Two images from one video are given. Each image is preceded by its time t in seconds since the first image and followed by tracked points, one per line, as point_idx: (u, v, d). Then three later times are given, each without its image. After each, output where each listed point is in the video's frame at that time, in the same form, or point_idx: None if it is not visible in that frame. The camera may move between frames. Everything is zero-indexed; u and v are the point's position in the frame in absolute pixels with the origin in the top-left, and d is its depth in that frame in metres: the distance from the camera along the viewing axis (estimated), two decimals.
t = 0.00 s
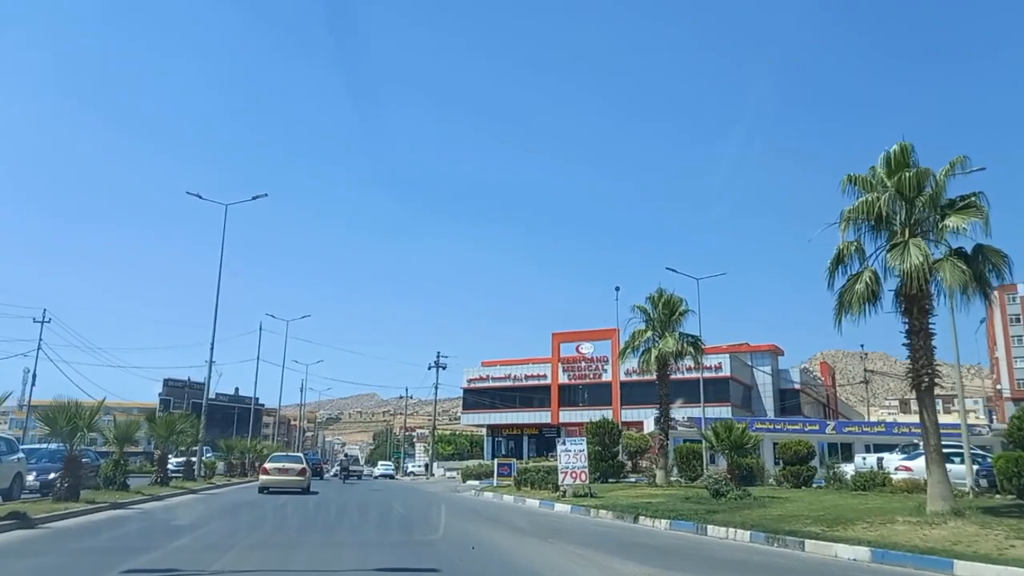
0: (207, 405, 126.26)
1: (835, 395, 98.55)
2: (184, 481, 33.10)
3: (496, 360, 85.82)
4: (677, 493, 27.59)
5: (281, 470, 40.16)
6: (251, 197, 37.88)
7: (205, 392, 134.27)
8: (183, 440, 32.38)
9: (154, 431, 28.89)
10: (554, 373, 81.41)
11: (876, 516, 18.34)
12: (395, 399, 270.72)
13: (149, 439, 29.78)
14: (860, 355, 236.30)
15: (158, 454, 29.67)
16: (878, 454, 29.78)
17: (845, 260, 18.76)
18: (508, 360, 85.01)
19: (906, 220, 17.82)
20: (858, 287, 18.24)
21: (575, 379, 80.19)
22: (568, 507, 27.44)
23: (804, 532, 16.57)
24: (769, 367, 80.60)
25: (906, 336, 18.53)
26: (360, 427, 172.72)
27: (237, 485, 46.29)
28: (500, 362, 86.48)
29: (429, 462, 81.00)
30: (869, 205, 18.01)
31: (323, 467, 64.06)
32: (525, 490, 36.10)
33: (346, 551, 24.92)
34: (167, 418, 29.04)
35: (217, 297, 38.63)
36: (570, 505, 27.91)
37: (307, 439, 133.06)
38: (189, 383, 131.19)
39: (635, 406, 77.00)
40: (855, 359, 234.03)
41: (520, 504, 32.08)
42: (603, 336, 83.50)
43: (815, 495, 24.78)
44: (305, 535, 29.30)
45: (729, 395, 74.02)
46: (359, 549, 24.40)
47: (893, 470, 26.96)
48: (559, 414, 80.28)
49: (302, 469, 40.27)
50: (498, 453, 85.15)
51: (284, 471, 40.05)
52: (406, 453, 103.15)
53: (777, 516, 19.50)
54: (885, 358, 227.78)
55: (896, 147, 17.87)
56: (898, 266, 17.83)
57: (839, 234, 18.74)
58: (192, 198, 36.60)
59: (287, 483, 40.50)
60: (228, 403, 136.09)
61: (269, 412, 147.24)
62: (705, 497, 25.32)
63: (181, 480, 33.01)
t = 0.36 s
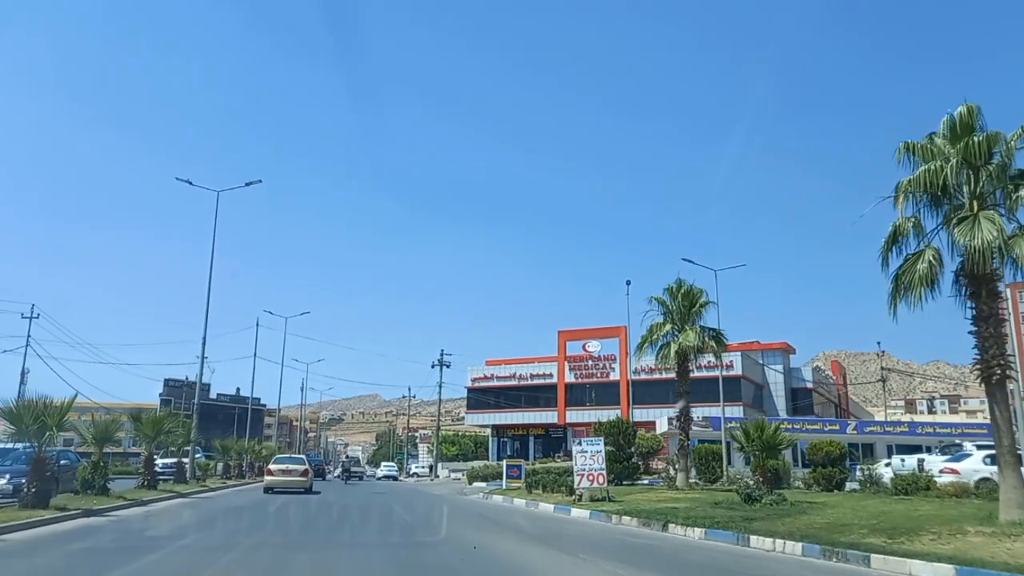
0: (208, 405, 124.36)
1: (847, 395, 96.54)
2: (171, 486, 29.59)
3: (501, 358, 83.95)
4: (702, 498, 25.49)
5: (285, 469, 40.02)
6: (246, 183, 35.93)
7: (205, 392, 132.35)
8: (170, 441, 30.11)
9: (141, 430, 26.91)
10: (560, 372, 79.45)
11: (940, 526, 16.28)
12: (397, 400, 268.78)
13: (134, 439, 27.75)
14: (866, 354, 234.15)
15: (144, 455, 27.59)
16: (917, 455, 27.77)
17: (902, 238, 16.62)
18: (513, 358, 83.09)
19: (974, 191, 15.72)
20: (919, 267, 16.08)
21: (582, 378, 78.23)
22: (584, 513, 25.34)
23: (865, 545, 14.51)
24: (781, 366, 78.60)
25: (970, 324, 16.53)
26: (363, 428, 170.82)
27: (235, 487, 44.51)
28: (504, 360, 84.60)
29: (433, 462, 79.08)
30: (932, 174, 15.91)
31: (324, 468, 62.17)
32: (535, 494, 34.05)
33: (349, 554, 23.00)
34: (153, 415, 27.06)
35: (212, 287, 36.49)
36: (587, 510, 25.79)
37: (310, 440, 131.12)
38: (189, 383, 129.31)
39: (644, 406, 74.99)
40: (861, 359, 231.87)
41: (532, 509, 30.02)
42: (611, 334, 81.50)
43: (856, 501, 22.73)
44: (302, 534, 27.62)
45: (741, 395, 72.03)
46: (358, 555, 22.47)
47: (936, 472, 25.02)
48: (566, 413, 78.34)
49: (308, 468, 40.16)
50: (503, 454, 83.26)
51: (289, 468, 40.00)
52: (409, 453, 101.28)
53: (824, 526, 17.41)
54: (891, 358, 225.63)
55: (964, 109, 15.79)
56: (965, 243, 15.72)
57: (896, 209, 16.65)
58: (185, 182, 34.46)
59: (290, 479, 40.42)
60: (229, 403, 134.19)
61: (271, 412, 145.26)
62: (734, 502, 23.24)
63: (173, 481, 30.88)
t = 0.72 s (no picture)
0: (207, 405, 122.26)
1: (856, 395, 94.57)
2: (153, 489, 27.32)
3: (504, 357, 82.10)
4: (730, 505, 23.46)
5: (286, 470, 39.06)
6: (241, 169, 33.84)
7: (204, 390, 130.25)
8: (154, 441, 28.03)
9: (123, 429, 24.94)
10: (564, 370, 77.50)
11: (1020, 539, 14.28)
12: (398, 400, 266.87)
13: (114, 439, 25.76)
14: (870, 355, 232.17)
15: (125, 453, 25.56)
16: (958, 458, 25.81)
17: (976, 212, 14.70)
18: (516, 357, 81.15)
19: None
20: (998, 242, 14.10)
21: (587, 377, 76.24)
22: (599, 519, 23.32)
23: (944, 564, 12.50)
24: (790, 365, 76.66)
25: None
26: (364, 429, 168.87)
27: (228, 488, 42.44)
28: (506, 359, 82.74)
29: (434, 463, 77.12)
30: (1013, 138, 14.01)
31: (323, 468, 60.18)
32: (545, 497, 32.07)
33: (346, 556, 21.03)
34: (136, 412, 25.12)
35: (203, 279, 34.42)
36: (604, 516, 23.76)
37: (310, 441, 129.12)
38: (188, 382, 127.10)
39: (651, 405, 73.00)
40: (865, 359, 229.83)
41: (542, 514, 27.92)
42: (618, 332, 79.51)
43: (904, 509, 20.66)
44: (296, 535, 25.76)
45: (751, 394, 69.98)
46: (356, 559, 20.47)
47: (985, 477, 23.05)
48: (570, 413, 76.36)
49: (309, 469, 39.13)
50: (505, 455, 81.30)
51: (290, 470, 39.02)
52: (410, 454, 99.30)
53: (885, 539, 15.33)
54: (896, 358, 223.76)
55: None
56: None
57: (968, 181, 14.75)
58: (175, 168, 32.37)
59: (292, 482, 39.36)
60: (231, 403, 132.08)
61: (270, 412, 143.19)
62: (768, 508, 21.16)
63: (157, 483, 28.91)
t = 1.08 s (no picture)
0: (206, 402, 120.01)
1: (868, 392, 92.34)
2: (132, 490, 25.04)
3: (508, 353, 79.94)
4: (767, 509, 21.32)
5: (286, 468, 37.32)
6: (233, 149, 31.50)
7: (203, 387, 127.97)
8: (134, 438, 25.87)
9: (98, 425, 22.85)
10: (570, 367, 75.31)
11: None
12: (400, 397, 264.88)
13: (90, 435, 23.73)
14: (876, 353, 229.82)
15: (102, 451, 23.47)
16: (1013, 458, 23.67)
17: None
18: (520, 352, 78.93)
19: None
20: None
21: (594, 373, 74.03)
22: (622, 523, 21.14)
23: None
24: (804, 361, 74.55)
25: None
26: (365, 427, 166.75)
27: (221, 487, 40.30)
28: (510, 355, 80.54)
29: (436, 462, 74.90)
30: None
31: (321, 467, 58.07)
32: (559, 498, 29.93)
33: (343, 556, 18.86)
34: (113, 407, 23.03)
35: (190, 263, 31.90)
36: (627, 520, 21.60)
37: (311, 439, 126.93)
38: (187, 380, 124.75)
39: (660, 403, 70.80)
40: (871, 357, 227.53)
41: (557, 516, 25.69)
42: (625, 328, 77.25)
43: (968, 515, 18.50)
44: (290, 536, 23.73)
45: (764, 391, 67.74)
46: (350, 564, 18.37)
47: None
48: (577, 410, 74.16)
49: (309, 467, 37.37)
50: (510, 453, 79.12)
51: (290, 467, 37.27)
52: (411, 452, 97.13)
53: (971, 552, 13.19)
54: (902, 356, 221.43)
55: None
56: None
57: None
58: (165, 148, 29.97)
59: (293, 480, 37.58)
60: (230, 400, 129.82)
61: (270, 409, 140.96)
62: (814, 513, 18.99)
63: (139, 483, 26.87)
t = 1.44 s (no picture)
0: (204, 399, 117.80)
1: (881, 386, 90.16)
2: (107, 491, 22.74)
3: (512, 346, 77.78)
4: (811, 512, 19.12)
5: (287, 465, 35.19)
6: (222, 122, 29.03)
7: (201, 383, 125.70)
8: (111, 434, 23.68)
9: (68, 419, 20.65)
10: (577, 360, 73.10)
11: None
12: (401, 393, 262.99)
13: (61, 430, 21.55)
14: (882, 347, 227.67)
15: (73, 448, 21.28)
16: None
17: None
18: (525, 345, 76.78)
19: None
20: None
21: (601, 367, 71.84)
22: (648, 527, 18.87)
23: None
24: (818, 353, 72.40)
25: None
26: (366, 422, 164.79)
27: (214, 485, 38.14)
28: (515, 348, 78.37)
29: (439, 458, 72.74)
30: None
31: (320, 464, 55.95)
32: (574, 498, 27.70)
33: (337, 560, 16.62)
34: (85, 401, 20.85)
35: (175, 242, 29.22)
36: (654, 524, 19.38)
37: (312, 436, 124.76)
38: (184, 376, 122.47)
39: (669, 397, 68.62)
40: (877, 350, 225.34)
41: (574, 518, 23.36)
42: (633, 320, 75.03)
43: None
44: (283, 537, 21.61)
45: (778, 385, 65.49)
46: (343, 568, 16.21)
47: None
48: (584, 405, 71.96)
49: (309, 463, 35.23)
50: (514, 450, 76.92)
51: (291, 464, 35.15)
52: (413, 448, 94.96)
53: None
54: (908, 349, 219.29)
55: None
56: None
57: None
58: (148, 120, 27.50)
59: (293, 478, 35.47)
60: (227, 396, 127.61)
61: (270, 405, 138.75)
62: (869, 518, 16.79)
63: (118, 484, 24.73)
